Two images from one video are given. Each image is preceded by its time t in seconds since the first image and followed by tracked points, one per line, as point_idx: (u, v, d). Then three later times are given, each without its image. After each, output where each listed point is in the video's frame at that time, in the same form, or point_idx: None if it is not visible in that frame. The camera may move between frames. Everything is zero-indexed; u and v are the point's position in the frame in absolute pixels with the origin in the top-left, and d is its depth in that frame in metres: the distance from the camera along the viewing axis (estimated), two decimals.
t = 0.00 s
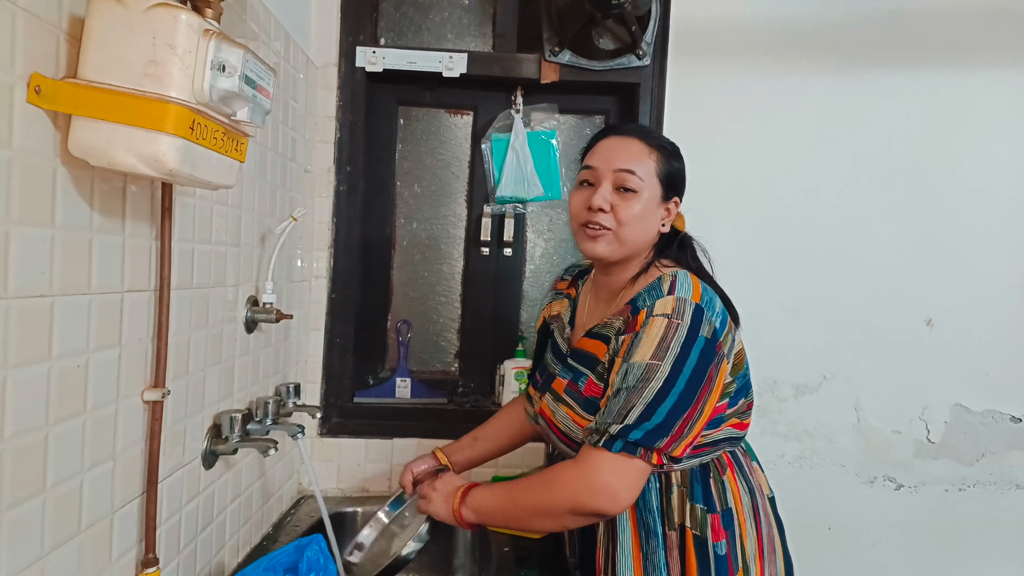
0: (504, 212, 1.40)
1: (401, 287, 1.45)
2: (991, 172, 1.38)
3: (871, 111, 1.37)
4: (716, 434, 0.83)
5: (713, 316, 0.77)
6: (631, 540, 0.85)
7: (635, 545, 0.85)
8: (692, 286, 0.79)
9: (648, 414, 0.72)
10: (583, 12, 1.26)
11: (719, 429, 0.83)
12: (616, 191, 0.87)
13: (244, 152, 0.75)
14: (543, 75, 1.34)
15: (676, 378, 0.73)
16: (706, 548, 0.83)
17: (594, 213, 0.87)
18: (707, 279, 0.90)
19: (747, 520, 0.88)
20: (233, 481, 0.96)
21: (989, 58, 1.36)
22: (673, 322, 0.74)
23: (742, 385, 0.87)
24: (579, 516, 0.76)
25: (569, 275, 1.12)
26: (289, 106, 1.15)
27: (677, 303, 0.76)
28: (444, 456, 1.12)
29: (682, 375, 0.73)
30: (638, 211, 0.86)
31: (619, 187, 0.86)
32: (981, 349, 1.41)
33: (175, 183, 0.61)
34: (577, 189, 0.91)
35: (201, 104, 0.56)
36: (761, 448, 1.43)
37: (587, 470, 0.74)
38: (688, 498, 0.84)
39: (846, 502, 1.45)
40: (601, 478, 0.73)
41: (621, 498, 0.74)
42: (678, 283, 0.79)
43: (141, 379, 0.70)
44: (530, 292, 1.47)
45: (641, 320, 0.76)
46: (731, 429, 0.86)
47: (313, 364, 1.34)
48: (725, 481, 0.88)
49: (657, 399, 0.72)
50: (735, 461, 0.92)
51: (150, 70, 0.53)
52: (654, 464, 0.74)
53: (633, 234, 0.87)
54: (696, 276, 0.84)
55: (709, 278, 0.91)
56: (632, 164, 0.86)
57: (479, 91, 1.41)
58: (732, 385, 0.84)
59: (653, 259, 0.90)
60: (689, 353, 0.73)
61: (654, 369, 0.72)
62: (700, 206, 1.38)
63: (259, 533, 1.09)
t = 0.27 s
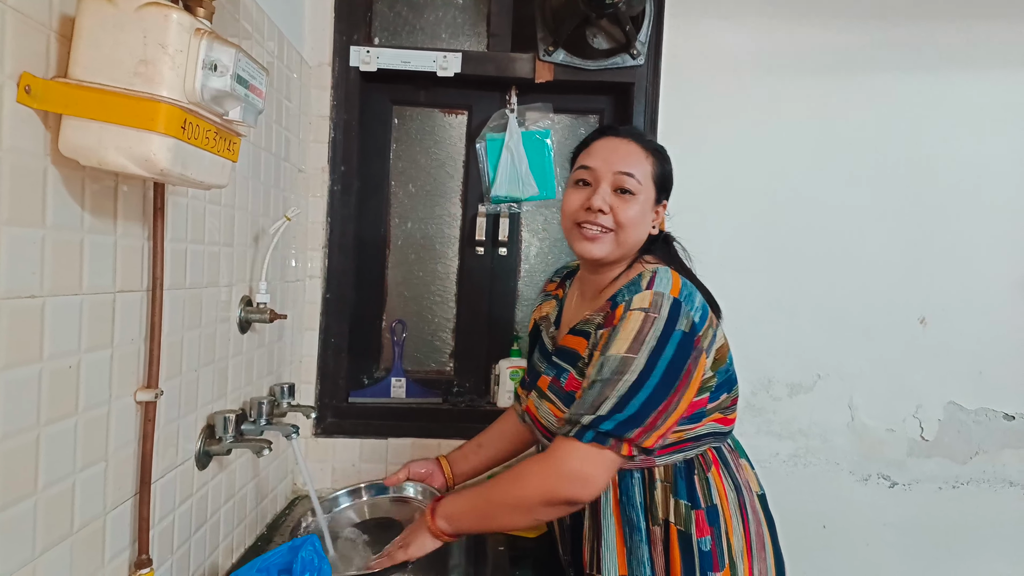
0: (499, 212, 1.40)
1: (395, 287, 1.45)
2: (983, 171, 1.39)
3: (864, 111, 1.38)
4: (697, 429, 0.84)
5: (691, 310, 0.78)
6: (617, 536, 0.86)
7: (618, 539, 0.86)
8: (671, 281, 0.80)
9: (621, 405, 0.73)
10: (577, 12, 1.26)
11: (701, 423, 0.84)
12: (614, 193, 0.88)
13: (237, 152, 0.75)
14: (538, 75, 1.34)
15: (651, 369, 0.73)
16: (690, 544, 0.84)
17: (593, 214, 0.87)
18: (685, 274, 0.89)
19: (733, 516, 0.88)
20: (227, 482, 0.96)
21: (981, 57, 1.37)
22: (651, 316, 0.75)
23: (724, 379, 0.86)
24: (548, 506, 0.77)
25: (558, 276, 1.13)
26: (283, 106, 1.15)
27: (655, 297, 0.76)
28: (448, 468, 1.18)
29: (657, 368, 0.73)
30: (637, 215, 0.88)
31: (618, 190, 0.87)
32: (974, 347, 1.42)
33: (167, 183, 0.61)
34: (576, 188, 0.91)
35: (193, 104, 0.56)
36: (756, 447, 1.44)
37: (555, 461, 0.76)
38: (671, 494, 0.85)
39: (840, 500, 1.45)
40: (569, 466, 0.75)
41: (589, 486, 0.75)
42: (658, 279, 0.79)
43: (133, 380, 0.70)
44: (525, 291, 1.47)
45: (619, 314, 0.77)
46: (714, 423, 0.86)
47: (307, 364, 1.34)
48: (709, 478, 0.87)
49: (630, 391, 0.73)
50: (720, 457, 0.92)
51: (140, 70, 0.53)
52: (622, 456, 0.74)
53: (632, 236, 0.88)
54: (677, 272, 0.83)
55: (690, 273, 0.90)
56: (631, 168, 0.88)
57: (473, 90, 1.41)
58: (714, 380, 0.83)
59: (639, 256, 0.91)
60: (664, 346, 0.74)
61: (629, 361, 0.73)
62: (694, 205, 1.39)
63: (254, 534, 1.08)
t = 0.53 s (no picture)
0: (498, 212, 1.40)
1: (394, 288, 1.45)
2: (980, 171, 1.39)
3: (862, 111, 1.38)
4: (674, 431, 0.83)
5: (655, 316, 0.77)
6: (600, 539, 0.86)
7: (601, 543, 0.86)
8: (638, 287, 0.79)
9: (562, 405, 0.74)
10: (575, 12, 1.26)
11: (677, 425, 0.83)
12: (577, 202, 0.86)
13: (235, 153, 0.75)
14: (537, 75, 1.34)
15: (599, 374, 0.73)
16: (675, 544, 0.84)
17: (560, 226, 0.87)
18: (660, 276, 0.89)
19: (719, 515, 0.88)
20: (225, 483, 0.96)
21: (979, 58, 1.38)
22: (607, 322, 0.75)
23: (700, 380, 0.84)
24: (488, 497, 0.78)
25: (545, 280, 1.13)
26: (281, 106, 1.15)
27: (614, 304, 0.76)
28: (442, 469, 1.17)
29: (606, 372, 0.73)
30: (602, 222, 0.86)
31: (580, 198, 0.86)
32: (972, 348, 1.42)
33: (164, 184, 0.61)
34: (541, 199, 0.90)
35: (191, 105, 0.56)
36: (754, 447, 1.44)
37: (494, 453, 0.77)
38: (654, 495, 0.85)
39: (839, 501, 1.45)
40: (508, 454, 0.77)
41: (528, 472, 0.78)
42: (623, 285, 0.79)
43: (131, 381, 0.70)
44: (523, 291, 1.47)
45: (579, 319, 0.77)
46: (693, 424, 0.86)
47: (306, 365, 1.33)
48: (693, 478, 0.88)
49: (574, 393, 0.74)
50: (704, 456, 0.92)
51: (137, 70, 0.53)
52: (557, 454, 0.75)
53: (599, 244, 0.87)
54: (648, 277, 0.82)
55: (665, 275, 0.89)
56: (592, 176, 0.86)
57: (472, 91, 1.41)
58: (685, 381, 0.82)
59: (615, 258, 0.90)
60: (616, 352, 0.74)
61: (577, 365, 0.74)
62: (692, 206, 1.39)
63: (252, 536, 1.08)
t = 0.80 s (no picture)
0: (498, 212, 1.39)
1: (394, 290, 1.45)
2: (980, 173, 1.39)
3: (862, 112, 1.38)
4: (653, 437, 0.84)
5: (617, 327, 0.77)
6: (588, 544, 0.87)
7: (590, 546, 0.87)
8: (604, 298, 0.80)
9: (518, 410, 0.75)
10: (576, 13, 1.28)
11: (657, 430, 0.85)
12: (511, 223, 0.94)
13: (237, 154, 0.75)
14: (537, 76, 1.34)
15: (553, 382, 0.74)
16: (662, 547, 0.84)
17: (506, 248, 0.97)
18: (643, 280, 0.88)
19: (708, 517, 0.88)
20: (226, 484, 0.96)
21: (979, 59, 1.38)
22: (565, 333, 0.76)
23: (676, 385, 0.85)
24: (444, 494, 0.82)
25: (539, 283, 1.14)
26: (282, 107, 1.15)
27: (575, 315, 0.77)
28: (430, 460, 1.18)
29: (561, 380, 0.74)
30: (534, 238, 0.92)
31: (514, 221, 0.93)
32: (972, 349, 1.42)
33: (165, 186, 0.61)
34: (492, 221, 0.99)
35: (192, 106, 0.56)
36: (754, 449, 1.44)
37: (446, 455, 0.81)
38: (640, 499, 0.86)
39: (839, 502, 1.45)
40: (457, 456, 0.80)
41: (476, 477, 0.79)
42: (589, 297, 0.80)
43: (132, 383, 0.70)
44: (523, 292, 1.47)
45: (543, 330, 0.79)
46: (674, 429, 0.86)
47: (306, 366, 1.33)
48: (679, 481, 0.88)
49: (528, 400, 0.75)
50: (692, 459, 0.92)
51: (138, 72, 0.53)
52: (512, 458, 0.77)
53: (537, 258, 0.93)
54: (619, 287, 0.83)
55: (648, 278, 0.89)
56: (514, 197, 0.91)
57: (473, 92, 1.41)
58: (658, 389, 0.83)
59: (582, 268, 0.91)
60: (572, 361, 0.74)
61: (533, 372, 0.75)
62: (692, 207, 1.39)
63: (252, 537, 1.08)
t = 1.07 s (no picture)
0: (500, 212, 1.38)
1: (396, 288, 1.45)
2: (982, 171, 1.39)
3: (864, 111, 1.38)
4: (645, 434, 0.85)
5: (608, 321, 0.79)
6: (582, 538, 0.90)
7: (584, 540, 0.90)
8: (595, 293, 0.82)
9: (528, 399, 0.74)
10: (577, 12, 1.27)
11: (649, 427, 0.85)
12: (498, 228, 0.96)
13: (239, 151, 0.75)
14: (539, 75, 1.34)
15: (558, 367, 0.74)
16: (654, 544, 0.85)
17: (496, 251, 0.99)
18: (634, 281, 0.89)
19: (701, 515, 0.87)
20: (227, 483, 0.96)
21: (981, 58, 1.37)
22: (559, 323, 0.78)
23: (668, 380, 0.85)
24: (465, 503, 0.78)
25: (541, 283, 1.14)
26: (284, 105, 1.15)
27: (567, 308, 0.79)
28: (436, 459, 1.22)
29: (565, 366, 0.74)
30: (518, 244, 0.93)
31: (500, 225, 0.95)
32: (974, 348, 1.42)
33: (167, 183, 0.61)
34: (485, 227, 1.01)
35: (194, 104, 0.56)
36: (756, 448, 1.43)
37: (466, 464, 0.76)
38: (631, 495, 0.87)
39: (841, 501, 1.45)
40: (475, 465, 0.75)
41: (496, 487, 0.75)
42: (580, 292, 0.82)
43: (134, 381, 0.70)
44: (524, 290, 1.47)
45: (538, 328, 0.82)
46: (666, 425, 0.86)
47: (308, 365, 1.33)
48: (672, 478, 0.88)
49: (535, 389, 0.74)
50: (686, 457, 0.91)
51: (141, 69, 0.53)
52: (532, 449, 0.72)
53: (521, 263, 0.94)
54: (610, 283, 0.85)
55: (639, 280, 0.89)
56: (500, 203, 0.94)
57: (474, 91, 1.41)
58: (650, 385, 0.83)
59: (568, 273, 0.93)
60: (572, 347, 0.75)
61: (535, 362, 0.76)
62: (694, 206, 1.38)
63: (254, 536, 1.08)
